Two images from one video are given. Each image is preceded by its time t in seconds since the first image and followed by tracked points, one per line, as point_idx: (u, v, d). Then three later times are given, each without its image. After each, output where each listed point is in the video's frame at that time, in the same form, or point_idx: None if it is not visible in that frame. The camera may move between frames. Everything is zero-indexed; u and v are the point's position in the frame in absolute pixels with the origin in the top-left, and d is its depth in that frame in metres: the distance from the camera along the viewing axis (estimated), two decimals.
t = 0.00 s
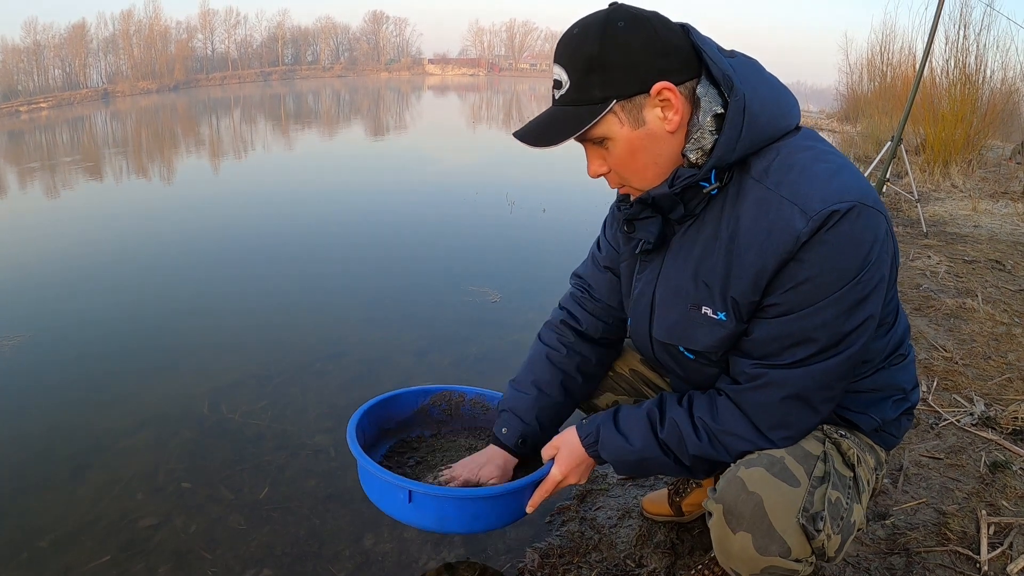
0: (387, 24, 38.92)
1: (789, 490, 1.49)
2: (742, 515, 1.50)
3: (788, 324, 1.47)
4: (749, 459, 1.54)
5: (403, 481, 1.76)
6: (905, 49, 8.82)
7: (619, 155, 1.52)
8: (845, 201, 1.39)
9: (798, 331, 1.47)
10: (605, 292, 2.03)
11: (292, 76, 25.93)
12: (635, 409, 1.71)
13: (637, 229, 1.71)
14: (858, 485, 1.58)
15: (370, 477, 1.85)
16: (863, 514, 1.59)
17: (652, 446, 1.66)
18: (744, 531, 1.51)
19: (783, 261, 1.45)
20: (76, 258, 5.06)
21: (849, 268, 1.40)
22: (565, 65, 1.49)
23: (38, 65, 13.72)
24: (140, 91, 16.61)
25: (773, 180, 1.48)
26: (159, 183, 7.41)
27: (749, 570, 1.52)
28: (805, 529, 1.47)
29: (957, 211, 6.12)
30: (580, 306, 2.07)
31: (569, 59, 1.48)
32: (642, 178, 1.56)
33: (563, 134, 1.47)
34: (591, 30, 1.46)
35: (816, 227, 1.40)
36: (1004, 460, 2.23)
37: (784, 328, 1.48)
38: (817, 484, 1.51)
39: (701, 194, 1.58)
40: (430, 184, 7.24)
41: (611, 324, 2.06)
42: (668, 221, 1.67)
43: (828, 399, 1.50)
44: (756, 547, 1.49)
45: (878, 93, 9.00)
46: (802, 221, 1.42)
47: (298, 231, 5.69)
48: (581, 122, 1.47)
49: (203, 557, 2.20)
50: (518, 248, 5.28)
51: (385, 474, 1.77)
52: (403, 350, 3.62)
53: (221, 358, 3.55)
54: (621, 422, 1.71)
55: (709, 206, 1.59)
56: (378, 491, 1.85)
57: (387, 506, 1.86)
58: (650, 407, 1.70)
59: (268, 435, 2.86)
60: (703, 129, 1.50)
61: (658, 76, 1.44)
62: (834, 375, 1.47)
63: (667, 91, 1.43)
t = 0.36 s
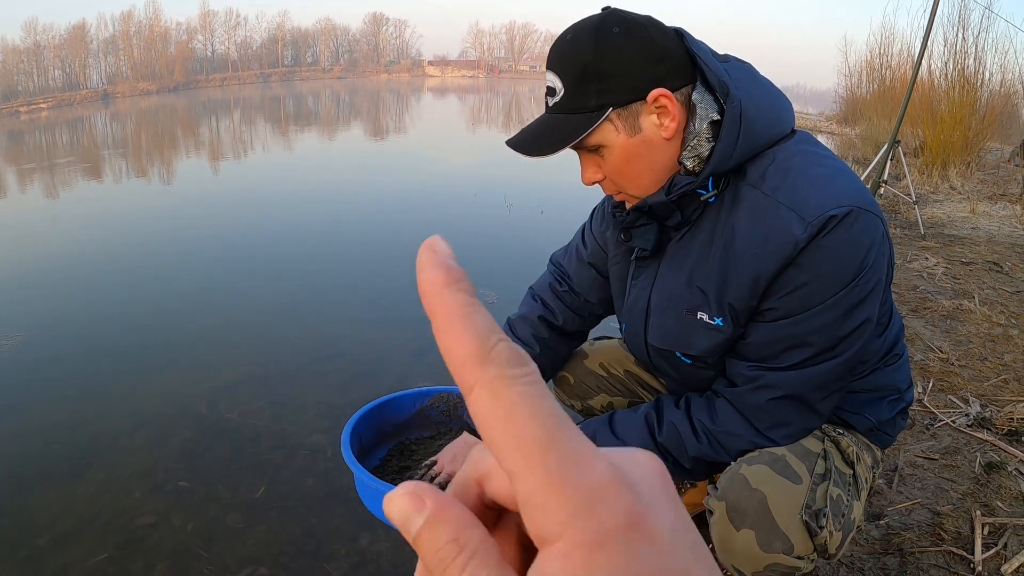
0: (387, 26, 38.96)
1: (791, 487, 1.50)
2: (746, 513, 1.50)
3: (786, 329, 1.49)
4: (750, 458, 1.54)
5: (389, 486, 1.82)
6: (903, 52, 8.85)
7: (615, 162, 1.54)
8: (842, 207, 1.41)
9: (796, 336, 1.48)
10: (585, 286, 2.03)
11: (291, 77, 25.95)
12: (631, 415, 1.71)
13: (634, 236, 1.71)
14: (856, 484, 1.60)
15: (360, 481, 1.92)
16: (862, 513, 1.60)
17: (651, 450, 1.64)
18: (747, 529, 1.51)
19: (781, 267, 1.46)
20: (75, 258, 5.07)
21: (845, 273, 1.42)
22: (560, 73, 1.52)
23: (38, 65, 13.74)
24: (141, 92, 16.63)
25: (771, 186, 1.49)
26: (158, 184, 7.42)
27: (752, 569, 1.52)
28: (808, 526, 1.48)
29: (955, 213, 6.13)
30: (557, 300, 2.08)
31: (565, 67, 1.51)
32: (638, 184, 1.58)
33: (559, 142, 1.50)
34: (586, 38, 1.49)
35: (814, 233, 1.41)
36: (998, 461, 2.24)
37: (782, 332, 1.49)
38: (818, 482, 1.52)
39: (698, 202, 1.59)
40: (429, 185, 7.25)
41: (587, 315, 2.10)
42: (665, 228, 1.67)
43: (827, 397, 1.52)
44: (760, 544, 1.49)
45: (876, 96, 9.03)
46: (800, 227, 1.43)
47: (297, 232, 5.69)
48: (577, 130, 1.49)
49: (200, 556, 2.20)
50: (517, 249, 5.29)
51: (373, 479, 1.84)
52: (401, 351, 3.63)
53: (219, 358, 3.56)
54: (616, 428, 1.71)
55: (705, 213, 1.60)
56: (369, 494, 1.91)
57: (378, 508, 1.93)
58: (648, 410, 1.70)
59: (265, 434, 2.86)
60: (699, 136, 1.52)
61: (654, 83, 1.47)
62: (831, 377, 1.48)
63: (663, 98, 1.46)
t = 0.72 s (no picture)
0: (387, 28, 38.98)
1: (794, 490, 1.50)
2: (749, 516, 1.50)
3: (788, 334, 1.49)
4: (754, 459, 1.55)
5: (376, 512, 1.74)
6: (903, 54, 8.88)
7: (617, 169, 1.53)
8: (845, 213, 1.41)
9: (798, 341, 1.49)
10: (585, 288, 2.02)
11: (292, 79, 25.95)
12: (632, 425, 1.71)
13: (636, 243, 1.70)
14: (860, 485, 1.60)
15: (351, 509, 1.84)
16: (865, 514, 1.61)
17: (654, 460, 1.65)
18: (751, 532, 1.50)
19: (783, 273, 1.47)
20: (75, 258, 5.07)
21: (847, 279, 1.42)
22: (562, 80, 1.52)
23: (38, 66, 13.76)
24: (141, 92, 16.63)
25: (772, 192, 1.49)
26: (158, 184, 7.42)
27: (756, 571, 1.53)
28: (811, 528, 1.48)
29: (954, 215, 6.14)
30: (558, 303, 2.06)
31: (567, 73, 1.51)
32: (640, 192, 1.57)
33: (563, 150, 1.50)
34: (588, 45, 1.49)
35: (817, 239, 1.42)
36: (999, 463, 2.24)
37: (785, 337, 1.50)
38: (821, 484, 1.53)
39: (700, 209, 1.58)
40: (429, 187, 7.25)
41: (585, 320, 2.08)
42: (667, 235, 1.66)
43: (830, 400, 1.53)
44: (763, 547, 1.50)
45: (876, 98, 9.05)
46: (803, 233, 1.43)
47: (298, 233, 5.70)
48: (580, 137, 1.49)
49: (200, 557, 2.20)
50: (517, 251, 5.30)
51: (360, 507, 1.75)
52: (401, 353, 3.63)
53: (219, 359, 3.56)
54: (617, 439, 1.71)
55: (707, 221, 1.60)
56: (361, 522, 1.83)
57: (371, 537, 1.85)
58: (649, 420, 1.70)
59: (266, 436, 2.86)
60: (702, 142, 1.52)
61: (657, 89, 1.46)
62: (832, 380, 1.49)
63: (666, 105, 1.46)
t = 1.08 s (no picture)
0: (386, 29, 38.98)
1: (789, 490, 1.51)
2: (744, 516, 1.52)
3: (781, 338, 1.50)
4: (749, 460, 1.56)
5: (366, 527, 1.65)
6: (900, 57, 8.91)
7: (614, 174, 1.52)
8: (838, 220, 1.41)
9: (791, 346, 1.49)
10: (583, 291, 2.02)
11: (290, 79, 25.92)
12: (625, 427, 1.70)
13: (631, 248, 1.72)
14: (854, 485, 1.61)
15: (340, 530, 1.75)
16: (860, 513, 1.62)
17: (647, 463, 1.65)
18: (746, 532, 1.52)
19: (776, 279, 1.47)
20: (72, 259, 5.06)
21: (840, 286, 1.43)
22: (559, 84, 1.50)
23: (37, 66, 13.73)
24: (140, 93, 16.60)
25: (767, 199, 1.50)
26: (155, 185, 7.41)
27: (752, 570, 1.53)
28: (806, 527, 1.49)
29: (951, 217, 6.15)
30: (558, 307, 2.06)
31: (564, 77, 1.49)
32: (636, 197, 1.56)
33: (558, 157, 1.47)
34: (586, 49, 1.47)
35: (810, 247, 1.42)
36: (994, 465, 2.24)
37: (778, 342, 1.50)
38: (815, 484, 1.54)
39: (696, 215, 1.59)
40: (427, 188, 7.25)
41: (587, 323, 2.08)
42: (663, 239, 1.67)
43: (821, 404, 1.54)
44: (759, 547, 1.51)
45: (874, 100, 9.07)
46: (796, 240, 1.43)
47: (296, 234, 5.69)
48: (577, 143, 1.47)
49: (198, 558, 2.20)
50: (515, 252, 5.30)
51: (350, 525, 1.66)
52: (399, 354, 3.63)
53: (217, 360, 3.55)
54: (611, 441, 1.70)
55: (702, 227, 1.60)
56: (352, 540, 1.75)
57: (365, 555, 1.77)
58: (642, 422, 1.70)
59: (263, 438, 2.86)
60: (698, 149, 1.51)
61: (655, 96, 1.45)
62: (824, 385, 1.50)
63: (665, 111, 1.44)
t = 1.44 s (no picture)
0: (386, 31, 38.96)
1: (774, 488, 1.52)
2: (730, 513, 1.53)
3: (782, 340, 1.51)
4: (737, 459, 1.56)
5: (381, 533, 1.61)
6: (900, 59, 8.92)
7: (634, 173, 1.51)
8: (850, 231, 1.42)
9: (795, 349, 1.50)
10: (597, 285, 2.01)
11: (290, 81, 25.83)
12: (618, 432, 1.70)
13: (644, 245, 1.73)
14: (842, 483, 1.61)
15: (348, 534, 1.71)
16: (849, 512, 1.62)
17: (641, 466, 1.65)
18: (731, 529, 1.53)
19: (784, 284, 1.47)
20: (70, 261, 5.04)
21: (847, 294, 1.43)
22: (581, 79, 1.48)
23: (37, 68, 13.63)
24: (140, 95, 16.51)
25: (780, 204, 1.49)
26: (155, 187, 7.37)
27: (739, 567, 1.55)
28: (791, 525, 1.50)
29: (951, 220, 6.16)
30: (574, 310, 2.04)
31: (586, 72, 1.47)
32: (654, 196, 1.55)
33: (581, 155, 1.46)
34: (609, 44, 1.45)
35: (821, 256, 1.42)
36: (994, 466, 2.25)
37: (783, 344, 1.51)
38: (801, 481, 1.54)
39: (710, 216, 1.60)
40: (428, 190, 7.24)
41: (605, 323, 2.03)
42: (675, 238, 1.67)
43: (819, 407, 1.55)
44: (745, 544, 1.52)
45: (874, 102, 9.09)
46: (808, 249, 1.43)
47: (296, 236, 5.68)
48: (601, 140, 1.46)
49: (198, 560, 2.20)
50: (515, 254, 5.30)
51: (364, 531, 1.62)
52: (399, 356, 3.63)
53: (217, 362, 3.55)
54: (603, 446, 1.70)
55: (713, 227, 1.61)
56: (359, 545, 1.71)
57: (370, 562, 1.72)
58: (634, 426, 1.70)
59: (263, 440, 2.86)
60: (717, 151, 1.51)
61: (680, 94, 1.44)
62: (828, 388, 1.52)
63: (688, 110, 1.43)
